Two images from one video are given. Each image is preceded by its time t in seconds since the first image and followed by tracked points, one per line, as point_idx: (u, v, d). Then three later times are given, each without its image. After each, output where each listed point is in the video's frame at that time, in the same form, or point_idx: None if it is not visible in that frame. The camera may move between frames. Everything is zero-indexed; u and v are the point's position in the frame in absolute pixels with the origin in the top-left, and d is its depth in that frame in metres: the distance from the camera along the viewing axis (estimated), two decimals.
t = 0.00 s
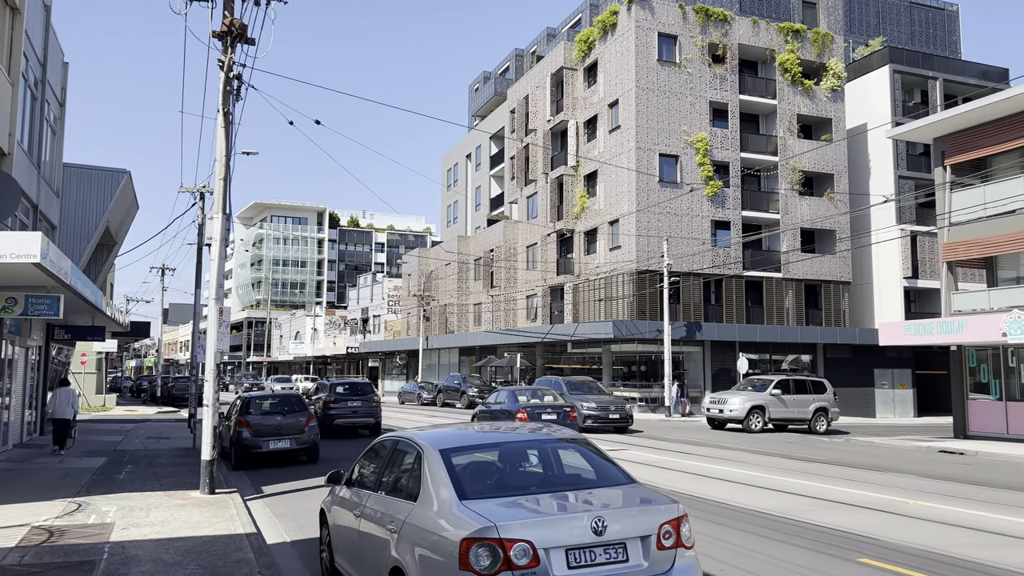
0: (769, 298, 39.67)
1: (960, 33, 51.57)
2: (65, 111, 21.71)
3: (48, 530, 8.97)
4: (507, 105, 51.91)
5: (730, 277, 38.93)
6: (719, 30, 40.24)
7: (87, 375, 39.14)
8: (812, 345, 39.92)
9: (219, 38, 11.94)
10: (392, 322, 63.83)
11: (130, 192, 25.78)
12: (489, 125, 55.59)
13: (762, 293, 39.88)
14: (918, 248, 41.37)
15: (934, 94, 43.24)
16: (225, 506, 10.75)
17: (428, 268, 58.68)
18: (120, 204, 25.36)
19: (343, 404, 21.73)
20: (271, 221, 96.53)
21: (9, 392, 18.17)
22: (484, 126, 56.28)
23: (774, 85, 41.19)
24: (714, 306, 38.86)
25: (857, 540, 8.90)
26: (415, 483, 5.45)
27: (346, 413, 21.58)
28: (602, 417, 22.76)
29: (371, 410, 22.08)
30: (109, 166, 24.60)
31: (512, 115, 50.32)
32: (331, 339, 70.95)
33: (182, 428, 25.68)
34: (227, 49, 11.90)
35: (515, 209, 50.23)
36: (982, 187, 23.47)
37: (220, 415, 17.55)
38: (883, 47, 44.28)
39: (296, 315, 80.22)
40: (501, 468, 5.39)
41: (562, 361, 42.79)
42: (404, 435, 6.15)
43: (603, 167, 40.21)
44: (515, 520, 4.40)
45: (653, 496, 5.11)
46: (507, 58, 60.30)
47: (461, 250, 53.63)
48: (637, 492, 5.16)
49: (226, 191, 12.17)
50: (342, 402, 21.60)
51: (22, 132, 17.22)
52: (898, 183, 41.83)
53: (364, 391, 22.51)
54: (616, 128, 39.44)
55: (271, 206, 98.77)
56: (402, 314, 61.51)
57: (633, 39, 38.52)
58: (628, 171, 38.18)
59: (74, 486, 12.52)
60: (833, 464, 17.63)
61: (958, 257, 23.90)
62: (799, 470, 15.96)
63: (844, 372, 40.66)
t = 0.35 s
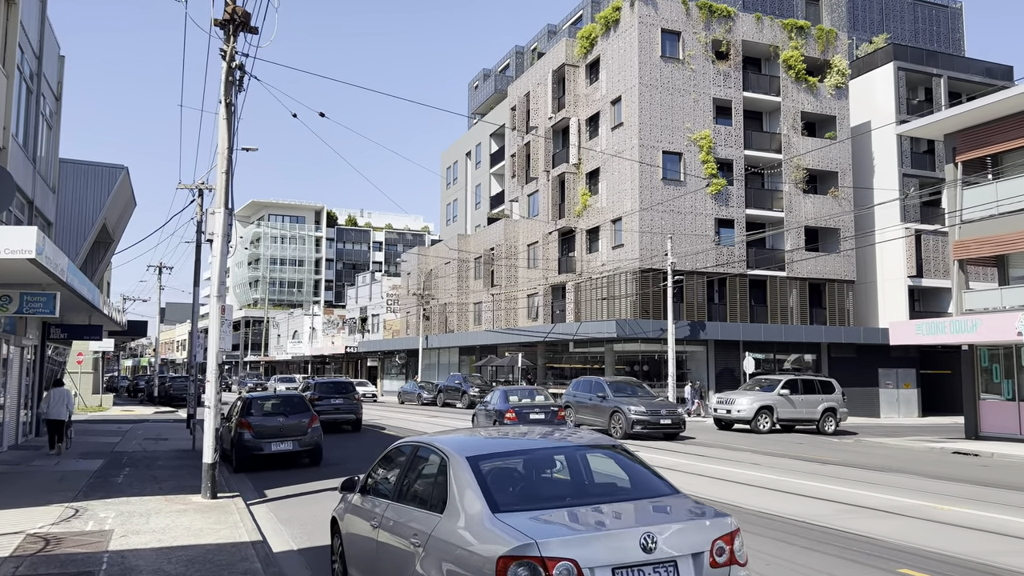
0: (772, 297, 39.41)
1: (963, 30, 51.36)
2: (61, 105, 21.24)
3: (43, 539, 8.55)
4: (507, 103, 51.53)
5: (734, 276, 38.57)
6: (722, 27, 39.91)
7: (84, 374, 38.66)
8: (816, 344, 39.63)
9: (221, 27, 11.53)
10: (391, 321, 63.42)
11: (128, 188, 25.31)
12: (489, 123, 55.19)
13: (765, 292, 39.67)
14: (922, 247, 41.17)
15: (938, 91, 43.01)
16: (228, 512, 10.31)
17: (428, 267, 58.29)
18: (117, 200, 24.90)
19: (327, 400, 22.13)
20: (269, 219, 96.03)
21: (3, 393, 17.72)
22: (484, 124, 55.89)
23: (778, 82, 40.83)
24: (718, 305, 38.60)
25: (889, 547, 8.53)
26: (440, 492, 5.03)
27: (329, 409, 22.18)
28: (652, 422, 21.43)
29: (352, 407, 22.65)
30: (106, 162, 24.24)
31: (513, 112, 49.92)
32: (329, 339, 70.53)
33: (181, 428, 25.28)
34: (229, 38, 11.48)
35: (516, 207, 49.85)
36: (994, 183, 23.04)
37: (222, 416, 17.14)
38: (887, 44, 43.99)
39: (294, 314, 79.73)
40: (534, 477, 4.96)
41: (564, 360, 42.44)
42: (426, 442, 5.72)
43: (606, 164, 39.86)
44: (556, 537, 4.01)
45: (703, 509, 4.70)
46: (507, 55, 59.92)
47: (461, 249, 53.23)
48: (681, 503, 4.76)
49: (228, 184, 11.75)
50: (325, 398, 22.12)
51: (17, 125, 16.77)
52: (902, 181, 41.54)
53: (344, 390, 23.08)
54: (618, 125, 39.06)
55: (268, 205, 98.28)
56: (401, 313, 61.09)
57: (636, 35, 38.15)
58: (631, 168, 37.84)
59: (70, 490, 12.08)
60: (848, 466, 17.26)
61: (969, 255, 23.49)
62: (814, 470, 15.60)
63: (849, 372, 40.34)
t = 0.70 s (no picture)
0: (775, 294, 39.11)
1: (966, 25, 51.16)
2: (54, 97, 20.76)
3: (34, 546, 8.13)
4: (507, 98, 51.11)
5: (736, 273, 38.29)
6: (725, 21, 39.54)
7: (79, 373, 38.16)
8: (818, 341, 39.32)
9: (219, 12, 11.08)
10: (389, 319, 62.96)
11: (123, 182, 24.84)
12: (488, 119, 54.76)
13: (768, 290, 39.36)
14: (924, 244, 40.88)
15: (941, 87, 42.75)
16: (229, 516, 9.88)
17: (426, 264, 57.86)
18: (113, 194, 24.41)
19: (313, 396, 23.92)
20: (266, 217, 95.46)
21: None
22: (483, 120, 55.45)
23: (781, 77, 40.44)
24: (720, 302, 38.20)
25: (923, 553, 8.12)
26: (466, 501, 4.61)
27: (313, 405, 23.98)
28: (712, 426, 18.92)
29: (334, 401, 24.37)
30: (99, 155, 23.59)
31: (513, 107, 49.51)
32: (326, 336, 70.09)
33: (178, 427, 24.85)
34: (228, 23, 11.04)
35: (515, 204, 49.46)
36: (1006, 178, 22.55)
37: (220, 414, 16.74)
38: (890, 40, 43.68)
39: (291, 312, 79.22)
40: (569, 484, 4.54)
41: (565, 359, 42.07)
42: (446, 445, 5.28)
43: (607, 160, 39.49)
44: (602, 555, 3.62)
45: (755, 519, 4.30)
46: (507, 51, 59.50)
47: (459, 246, 52.79)
48: (731, 514, 4.37)
49: (227, 175, 11.32)
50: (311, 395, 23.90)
51: (9, 116, 16.31)
52: (905, 177, 41.24)
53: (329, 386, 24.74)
54: (620, 121, 38.68)
55: (265, 202, 97.61)
56: (399, 311, 60.70)
57: (638, 30, 37.77)
58: (633, 164, 37.46)
59: (63, 493, 11.66)
60: (862, 466, 16.84)
61: (979, 251, 23.03)
62: (829, 470, 15.21)
63: (852, 369, 40.08)
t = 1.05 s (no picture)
0: (774, 291, 38.81)
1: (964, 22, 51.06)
2: (44, 88, 20.28)
3: (21, 552, 7.69)
4: (504, 94, 50.68)
5: (735, 270, 38.01)
6: (724, 16, 39.18)
7: (70, 370, 37.61)
8: (817, 339, 39.05)
9: None
10: (384, 317, 62.51)
11: (115, 176, 24.35)
12: (484, 114, 54.33)
13: (767, 287, 39.06)
14: (924, 241, 40.65)
15: (941, 83, 42.53)
16: (227, 519, 9.45)
17: (422, 261, 57.40)
18: (104, 188, 23.92)
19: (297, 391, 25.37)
20: (259, 214, 94.81)
21: None
22: (480, 115, 55.00)
23: (780, 72, 40.17)
24: (720, 299, 37.88)
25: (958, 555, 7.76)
26: (494, 507, 4.22)
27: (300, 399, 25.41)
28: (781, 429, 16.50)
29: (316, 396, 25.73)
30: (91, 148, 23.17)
31: (509, 103, 49.09)
32: (321, 334, 69.58)
33: (171, 425, 24.40)
34: (224, 5, 10.61)
35: (512, 201, 49.07)
36: (1013, 173, 22.10)
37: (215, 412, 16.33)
38: (889, 36, 43.43)
39: (285, 310, 78.67)
40: (607, 489, 4.14)
41: (562, 356, 41.72)
42: (471, 447, 4.85)
43: (605, 156, 39.13)
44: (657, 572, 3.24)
45: (809, 526, 3.94)
46: (502, 47, 59.07)
47: (456, 243, 52.32)
48: (786, 522, 3.99)
49: (224, 164, 10.90)
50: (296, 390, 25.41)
51: None
52: (905, 175, 41.01)
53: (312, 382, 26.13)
54: (619, 116, 38.31)
55: (258, 199, 96.91)
56: (394, 308, 60.29)
57: (637, 24, 37.40)
58: (631, 160, 37.09)
59: (53, 494, 11.21)
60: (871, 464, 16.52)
61: (986, 246, 22.69)
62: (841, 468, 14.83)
63: (851, 367, 39.86)
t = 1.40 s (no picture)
0: (764, 286, 38.64)
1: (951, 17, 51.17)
2: (20, 74, 19.60)
3: None
4: (491, 86, 50.18)
5: (726, 264, 37.77)
6: (715, 8, 38.89)
7: (49, 365, 36.81)
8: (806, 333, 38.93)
9: None
10: (369, 311, 61.90)
11: (94, 167, 23.67)
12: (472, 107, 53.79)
13: (757, 281, 38.88)
14: (912, 236, 40.64)
15: (930, 78, 42.53)
16: (212, 524, 8.97)
17: (408, 255, 56.85)
18: (83, 179, 23.25)
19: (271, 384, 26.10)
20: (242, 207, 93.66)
21: None
22: (467, 108, 54.46)
23: (770, 65, 39.94)
24: (709, 294, 37.67)
25: (981, 561, 7.41)
26: (515, 520, 3.78)
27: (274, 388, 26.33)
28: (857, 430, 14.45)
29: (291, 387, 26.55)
30: (70, 136, 22.55)
31: (497, 95, 48.61)
32: (305, 329, 68.84)
33: (153, 422, 23.78)
34: None
35: (499, 194, 48.63)
36: (1008, 167, 22.05)
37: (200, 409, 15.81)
38: (879, 29, 43.32)
39: (268, 304, 77.83)
40: (640, 498, 3.72)
41: (551, 351, 41.40)
42: (484, 452, 4.41)
43: (595, 149, 38.74)
44: None
45: (865, 541, 3.55)
46: (490, 39, 58.54)
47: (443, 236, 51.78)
48: (839, 537, 3.60)
49: (208, 150, 10.37)
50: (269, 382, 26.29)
51: None
52: (894, 169, 40.96)
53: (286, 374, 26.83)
54: (608, 108, 37.92)
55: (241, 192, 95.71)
56: (380, 303, 59.71)
57: (627, 16, 37.01)
58: (621, 152, 36.74)
59: (28, 497, 10.67)
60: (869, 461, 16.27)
61: (980, 241, 22.50)
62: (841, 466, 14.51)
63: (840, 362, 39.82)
